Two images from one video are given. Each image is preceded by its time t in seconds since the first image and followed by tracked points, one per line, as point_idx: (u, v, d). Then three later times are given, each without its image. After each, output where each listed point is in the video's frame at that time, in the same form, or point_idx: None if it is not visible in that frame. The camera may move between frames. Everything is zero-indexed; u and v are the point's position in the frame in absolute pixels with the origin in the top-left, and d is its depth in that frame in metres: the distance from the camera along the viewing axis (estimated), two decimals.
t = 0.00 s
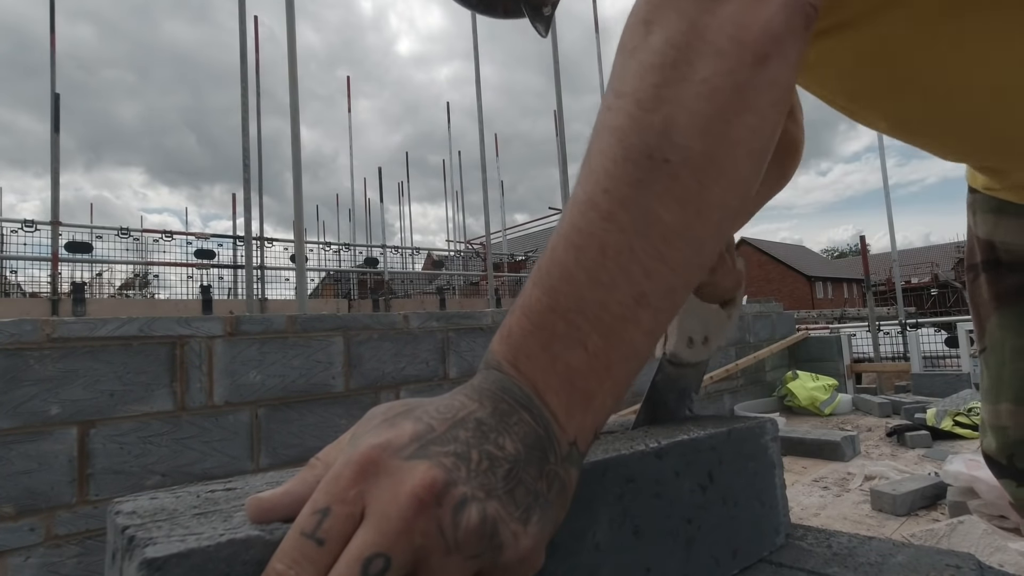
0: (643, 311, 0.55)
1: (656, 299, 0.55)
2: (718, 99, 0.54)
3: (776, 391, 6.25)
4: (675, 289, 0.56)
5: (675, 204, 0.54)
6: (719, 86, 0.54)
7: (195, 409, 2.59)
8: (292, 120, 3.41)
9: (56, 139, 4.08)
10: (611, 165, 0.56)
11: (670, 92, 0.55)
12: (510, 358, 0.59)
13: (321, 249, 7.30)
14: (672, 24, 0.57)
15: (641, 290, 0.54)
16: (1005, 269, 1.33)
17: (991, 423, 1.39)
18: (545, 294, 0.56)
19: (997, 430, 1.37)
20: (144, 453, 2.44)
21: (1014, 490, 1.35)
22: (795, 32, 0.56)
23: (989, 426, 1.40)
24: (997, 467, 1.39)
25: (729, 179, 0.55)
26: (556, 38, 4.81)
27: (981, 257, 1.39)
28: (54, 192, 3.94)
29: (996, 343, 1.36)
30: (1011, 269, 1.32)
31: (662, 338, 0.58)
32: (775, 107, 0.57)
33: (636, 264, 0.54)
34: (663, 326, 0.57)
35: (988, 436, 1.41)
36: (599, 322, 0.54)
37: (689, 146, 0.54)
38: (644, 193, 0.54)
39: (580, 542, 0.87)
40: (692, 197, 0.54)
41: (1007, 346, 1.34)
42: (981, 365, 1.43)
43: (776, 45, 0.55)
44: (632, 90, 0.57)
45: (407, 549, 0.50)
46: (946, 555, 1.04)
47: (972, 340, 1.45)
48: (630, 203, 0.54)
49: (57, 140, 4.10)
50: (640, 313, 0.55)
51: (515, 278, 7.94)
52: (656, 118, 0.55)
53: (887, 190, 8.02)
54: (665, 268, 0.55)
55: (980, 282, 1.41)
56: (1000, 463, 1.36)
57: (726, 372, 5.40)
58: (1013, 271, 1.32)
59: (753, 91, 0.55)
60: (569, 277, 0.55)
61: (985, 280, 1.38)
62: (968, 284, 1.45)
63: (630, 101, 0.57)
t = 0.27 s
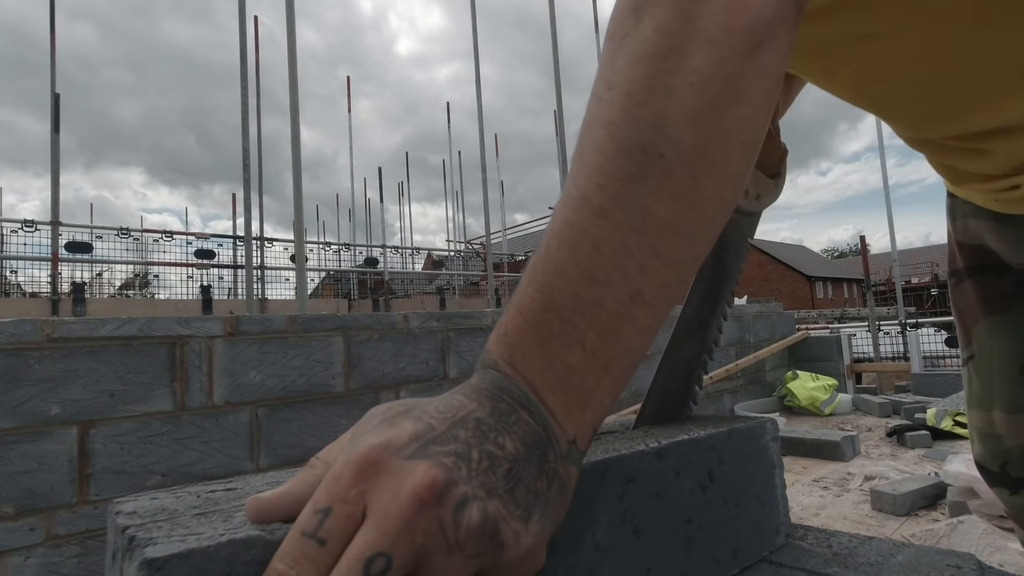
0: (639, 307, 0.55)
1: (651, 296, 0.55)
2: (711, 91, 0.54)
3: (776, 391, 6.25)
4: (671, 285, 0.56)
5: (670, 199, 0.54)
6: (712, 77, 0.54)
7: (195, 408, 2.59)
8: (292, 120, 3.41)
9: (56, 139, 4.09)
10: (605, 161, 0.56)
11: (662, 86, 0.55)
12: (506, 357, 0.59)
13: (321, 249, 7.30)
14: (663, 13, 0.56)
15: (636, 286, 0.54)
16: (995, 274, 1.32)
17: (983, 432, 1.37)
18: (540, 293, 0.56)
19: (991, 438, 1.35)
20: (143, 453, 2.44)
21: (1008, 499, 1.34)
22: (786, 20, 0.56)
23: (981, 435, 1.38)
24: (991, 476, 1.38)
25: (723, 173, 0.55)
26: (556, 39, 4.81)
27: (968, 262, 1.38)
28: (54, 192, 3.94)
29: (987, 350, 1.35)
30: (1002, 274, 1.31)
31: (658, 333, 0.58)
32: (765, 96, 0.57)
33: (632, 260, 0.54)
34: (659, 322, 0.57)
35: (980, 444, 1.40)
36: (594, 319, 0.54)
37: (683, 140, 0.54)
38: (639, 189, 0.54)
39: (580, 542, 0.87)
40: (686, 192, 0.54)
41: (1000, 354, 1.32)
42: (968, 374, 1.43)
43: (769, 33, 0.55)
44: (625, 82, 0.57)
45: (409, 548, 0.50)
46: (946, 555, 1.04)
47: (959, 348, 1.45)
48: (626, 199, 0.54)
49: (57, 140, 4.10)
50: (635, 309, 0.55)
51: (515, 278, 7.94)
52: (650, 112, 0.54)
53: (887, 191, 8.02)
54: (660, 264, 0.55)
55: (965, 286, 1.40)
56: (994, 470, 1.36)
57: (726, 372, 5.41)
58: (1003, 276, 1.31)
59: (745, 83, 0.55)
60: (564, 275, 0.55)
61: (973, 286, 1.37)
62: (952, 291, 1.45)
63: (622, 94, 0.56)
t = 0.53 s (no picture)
0: (635, 303, 0.55)
1: (647, 291, 0.55)
2: (701, 87, 0.54)
3: (776, 391, 6.25)
4: (667, 280, 0.56)
5: (663, 194, 0.54)
6: (701, 73, 0.54)
7: (195, 408, 2.59)
8: (292, 120, 3.41)
9: (56, 139, 4.09)
10: (598, 159, 0.56)
11: (652, 81, 0.55)
12: (503, 356, 0.59)
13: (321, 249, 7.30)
14: (649, 13, 0.56)
15: (631, 282, 0.54)
16: (996, 274, 1.32)
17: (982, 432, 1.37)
18: (536, 291, 0.56)
19: (990, 439, 1.35)
20: (143, 453, 2.44)
21: (1006, 500, 1.33)
22: (770, 16, 0.57)
23: (979, 435, 1.38)
24: (989, 478, 1.38)
25: (716, 167, 0.55)
26: (556, 39, 4.82)
27: (970, 262, 1.39)
28: (54, 192, 3.94)
29: (988, 350, 1.35)
30: (1004, 274, 1.31)
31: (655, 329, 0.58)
32: (754, 92, 0.57)
33: (626, 257, 0.54)
34: (656, 317, 0.57)
35: (977, 445, 1.40)
36: (590, 316, 0.54)
37: (674, 136, 0.54)
38: (632, 185, 0.54)
39: (580, 542, 0.87)
40: (679, 188, 0.54)
41: (1000, 354, 1.32)
42: (967, 375, 1.42)
43: (754, 31, 0.56)
44: (614, 81, 0.57)
45: (407, 547, 0.50)
46: (946, 555, 1.04)
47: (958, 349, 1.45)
48: (619, 196, 0.54)
49: (57, 140, 4.10)
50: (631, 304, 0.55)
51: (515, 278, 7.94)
52: (640, 109, 0.54)
53: (887, 191, 8.02)
54: (654, 261, 0.55)
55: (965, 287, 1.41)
56: (992, 472, 1.35)
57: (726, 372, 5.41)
58: (1005, 276, 1.31)
59: (735, 77, 0.55)
60: (559, 274, 0.55)
61: (974, 287, 1.37)
62: (952, 291, 1.46)
63: (612, 94, 0.56)
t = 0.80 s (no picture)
0: (638, 307, 0.55)
1: (650, 296, 0.55)
2: (710, 91, 0.54)
3: (776, 391, 6.25)
4: (669, 285, 0.56)
5: (668, 198, 0.54)
6: (712, 78, 0.54)
7: (195, 408, 2.59)
8: (292, 120, 3.41)
9: (56, 139, 4.09)
10: (605, 161, 0.55)
11: (662, 85, 0.55)
12: (507, 358, 0.59)
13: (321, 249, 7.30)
14: (661, 14, 0.56)
15: (635, 287, 0.54)
16: (997, 272, 1.32)
17: (985, 431, 1.37)
18: (541, 293, 0.56)
19: (994, 437, 1.35)
20: (143, 453, 2.44)
21: (1012, 497, 1.33)
22: (785, 17, 0.56)
23: (983, 434, 1.38)
24: (994, 475, 1.38)
25: (722, 171, 0.55)
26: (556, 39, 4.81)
27: (967, 262, 1.39)
28: (54, 192, 3.95)
29: (988, 349, 1.35)
30: (1004, 273, 1.32)
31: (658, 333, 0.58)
32: (766, 96, 0.56)
33: (630, 260, 0.54)
34: (658, 322, 0.57)
35: (980, 443, 1.40)
36: (595, 320, 0.54)
37: (681, 139, 0.54)
38: (638, 189, 0.54)
39: (580, 543, 0.87)
40: (684, 192, 0.54)
41: (1000, 353, 1.32)
42: (966, 373, 1.42)
43: (769, 33, 0.55)
44: (623, 84, 0.57)
45: (408, 548, 0.50)
46: (946, 555, 1.04)
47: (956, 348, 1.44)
48: (625, 199, 0.54)
49: (57, 140, 4.10)
50: (635, 308, 0.55)
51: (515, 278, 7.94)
52: (648, 112, 0.54)
53: (887, 191, 8.02)
54: (659, 265, 0.55)
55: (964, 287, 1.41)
56: (997, 469, 1.35)
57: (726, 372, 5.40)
58: (1004, 274, 1.32)
59: (746, 80, 0.55)
60: (565, 276, 0.55)
61: (973, 286, 1.37)
62: (950, 291, 1.45)
63: (622, 96, 0.56)
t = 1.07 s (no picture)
0: (634, 302, 0.55)
1: (646, 290, 0.55)
2: (696, 94, 0.56)
3: (776, 391, 6.24)
4: (665, 280, 0.56)
5: (659, 195, 0.55)
6: (696, 83, 0.56)
7: (195, 408, 2.59)
8: (292, 120, 3.41)
9: (56, 139, 4.09)
10: (597, 161, 0.56)
11: (648, 89, 0.56)
12: (503, 356, 0.59)
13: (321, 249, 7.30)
14: (646, 32, 0.59)
15: (630, 282, 0.54)
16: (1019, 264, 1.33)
17: (1011, 423, 1.37)
18: (536, 290, 0.56)
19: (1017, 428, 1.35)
20: (144, 453, 2.44)
21: None
22: (762, 30, 0.59)
23: (1007, 425, 1.38)
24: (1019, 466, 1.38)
25: (711, 169, 0.56)
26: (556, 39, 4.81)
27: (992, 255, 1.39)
28: (54, 192, 3.95)
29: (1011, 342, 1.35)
30: None
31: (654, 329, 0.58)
32: (749, 101, 0.58)
33: (624, 256, 0.54)
34: (655, 317, 0.57)
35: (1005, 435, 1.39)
36: (590, 315, 0.54)
37: (670, 140, 0.55)
38: (630, 187, 0.54)
39: (579, 543, 0.87)
40: (675, 189, 0.55)
41: None
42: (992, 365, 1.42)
43: (746, 43, 0.58)
44: (613, 92, 0.58)
45: (407, 547, 0.50)
46: (946, 555, 1.04)
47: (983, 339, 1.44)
48: (617, 197, 0.54)
49: (57, 140, 4.10)
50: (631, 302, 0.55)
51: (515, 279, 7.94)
52: (637, 116, 0.55)
53: (887, 191, 8.02)
54: (653, 260, 0.55)
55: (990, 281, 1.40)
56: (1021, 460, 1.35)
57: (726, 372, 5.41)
58: None
59: (728, 86, 0.57)
60: (560, 272, 0.55)
61: (997, 280, 1.37)
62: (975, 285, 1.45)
63: (611, 104, 0.58)
